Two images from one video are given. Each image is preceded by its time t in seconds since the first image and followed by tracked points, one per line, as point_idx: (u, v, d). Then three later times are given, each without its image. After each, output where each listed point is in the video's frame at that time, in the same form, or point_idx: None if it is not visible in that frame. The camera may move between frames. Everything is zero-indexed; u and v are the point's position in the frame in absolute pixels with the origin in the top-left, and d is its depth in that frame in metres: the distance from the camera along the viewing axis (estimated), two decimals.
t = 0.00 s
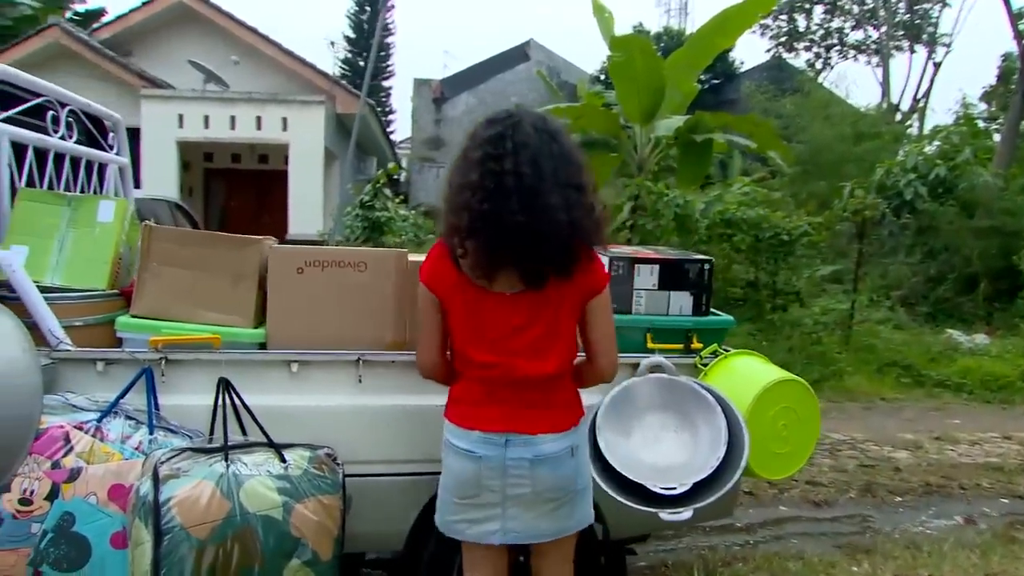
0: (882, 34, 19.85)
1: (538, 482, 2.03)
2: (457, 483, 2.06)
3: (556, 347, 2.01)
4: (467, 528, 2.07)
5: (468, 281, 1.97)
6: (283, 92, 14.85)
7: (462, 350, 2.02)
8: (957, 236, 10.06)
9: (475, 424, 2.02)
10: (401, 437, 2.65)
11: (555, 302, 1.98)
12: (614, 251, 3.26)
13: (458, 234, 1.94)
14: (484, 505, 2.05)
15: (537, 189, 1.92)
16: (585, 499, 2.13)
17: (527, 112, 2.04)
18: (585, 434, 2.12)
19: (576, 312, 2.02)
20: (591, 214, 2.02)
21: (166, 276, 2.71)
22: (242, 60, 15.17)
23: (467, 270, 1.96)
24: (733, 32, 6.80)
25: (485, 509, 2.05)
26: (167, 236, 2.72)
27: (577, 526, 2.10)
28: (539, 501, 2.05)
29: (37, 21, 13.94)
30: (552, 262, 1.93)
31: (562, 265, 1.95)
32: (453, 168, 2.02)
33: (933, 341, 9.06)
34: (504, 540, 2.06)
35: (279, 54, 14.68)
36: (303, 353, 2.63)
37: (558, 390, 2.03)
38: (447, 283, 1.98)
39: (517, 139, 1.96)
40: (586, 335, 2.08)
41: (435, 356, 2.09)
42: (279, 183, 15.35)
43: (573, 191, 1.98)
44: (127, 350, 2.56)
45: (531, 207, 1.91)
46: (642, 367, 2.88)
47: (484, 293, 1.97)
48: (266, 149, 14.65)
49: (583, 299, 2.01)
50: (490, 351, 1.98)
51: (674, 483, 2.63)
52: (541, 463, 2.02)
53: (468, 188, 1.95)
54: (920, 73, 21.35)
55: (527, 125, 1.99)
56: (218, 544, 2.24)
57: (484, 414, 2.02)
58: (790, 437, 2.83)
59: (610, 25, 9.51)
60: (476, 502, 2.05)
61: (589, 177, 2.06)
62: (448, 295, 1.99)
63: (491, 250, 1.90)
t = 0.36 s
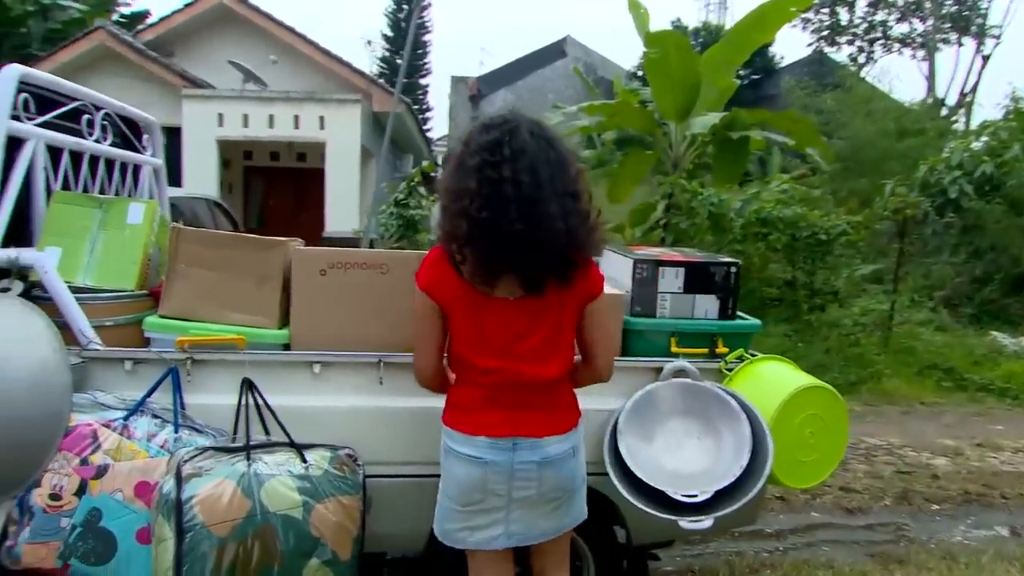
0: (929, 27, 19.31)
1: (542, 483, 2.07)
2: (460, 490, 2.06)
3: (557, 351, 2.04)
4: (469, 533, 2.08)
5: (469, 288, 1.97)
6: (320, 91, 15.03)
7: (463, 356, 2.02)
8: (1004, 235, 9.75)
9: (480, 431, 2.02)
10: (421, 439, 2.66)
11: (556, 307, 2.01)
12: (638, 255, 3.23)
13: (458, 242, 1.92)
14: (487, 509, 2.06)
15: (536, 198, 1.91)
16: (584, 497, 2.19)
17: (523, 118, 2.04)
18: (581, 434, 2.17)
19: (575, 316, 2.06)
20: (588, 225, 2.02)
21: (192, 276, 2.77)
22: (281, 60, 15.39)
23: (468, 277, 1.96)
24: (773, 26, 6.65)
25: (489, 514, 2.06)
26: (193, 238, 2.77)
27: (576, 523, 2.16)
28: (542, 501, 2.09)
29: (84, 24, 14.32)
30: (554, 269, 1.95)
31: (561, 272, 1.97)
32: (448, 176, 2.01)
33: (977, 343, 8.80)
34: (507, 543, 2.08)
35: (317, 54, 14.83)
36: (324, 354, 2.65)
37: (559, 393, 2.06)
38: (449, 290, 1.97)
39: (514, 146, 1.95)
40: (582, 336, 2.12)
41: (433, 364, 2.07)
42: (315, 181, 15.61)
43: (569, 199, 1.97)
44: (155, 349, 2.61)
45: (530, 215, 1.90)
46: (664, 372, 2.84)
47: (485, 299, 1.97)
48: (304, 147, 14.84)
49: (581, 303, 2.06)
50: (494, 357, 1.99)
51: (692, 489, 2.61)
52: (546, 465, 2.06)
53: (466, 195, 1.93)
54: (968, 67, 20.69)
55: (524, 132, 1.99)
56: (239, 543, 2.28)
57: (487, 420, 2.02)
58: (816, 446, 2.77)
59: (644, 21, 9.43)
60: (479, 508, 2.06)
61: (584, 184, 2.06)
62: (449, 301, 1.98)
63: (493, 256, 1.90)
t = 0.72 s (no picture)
0: (987, 16, 18.64)
1: (573, 479, 2.15)
2: (497, 494, 2.06)
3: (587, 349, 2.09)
4: (504, 534, 2.10)
5: (509, 290, 1.96)
6: (364, 88, 15.18)
7: (501, 359, 2.01)
8: None
9: (521, 433, 2.04)
10: (450, 437, 2.67)
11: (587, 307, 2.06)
12: (672, 254, 3.19)
13: (500, 243, 1.92)
14: (523, 509, 2.10)
15: (572, 196, 1.96)
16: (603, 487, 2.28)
17: (549, 118, 2.08)
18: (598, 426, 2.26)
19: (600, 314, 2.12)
20: (613, 222, 2.08)
21: (229, 274, 2.83)
22: (326, 57, 15.58)
23: (508, 279, 1.94)
24: (820, 17, 6.48)
25: (524, 514, 2.10)
26: (231, 236, 2.83)
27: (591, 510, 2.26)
28: (569, 495, 2.16)
29: (137, 24, 14.74)
30: (590, 271, 1.99)
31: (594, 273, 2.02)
32: (474, 178, 2.01)
33: None
34: (538, 538, 2.15)
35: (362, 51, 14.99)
36: (356, 352, 2.68)
37: (585, 389, 2.13)
38: (488, 293, 1.95)
39: (545, 144, 1.99)
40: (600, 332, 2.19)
41: (467, 370, 2.02)
42: (359, 177, 15.85)
43: (597, 197, 2.02)
44: (192, 345, 2.68)
45: (568, 213, 1.95)
46: (694, 373, 2.80)
47: (524, 301, 1.98)
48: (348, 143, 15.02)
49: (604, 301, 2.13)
50: (535, 358, 2.01)
51: (724, 493, 2.57)
52: (577, 461, 2.12)
53: (500, 194, 1.94)
54: None
55: (553, 132, 2.03)
56: (269, 537, 2.32)
57: (525, 421, 2.04)
58: (851, 451, 2.70)
59: (689, 15, 9.29)
60: (516, 509, 2.08)
61: (606, 182, 2.11)
62: (488, 305, 1.95)
63: (535, 257, 1.91)
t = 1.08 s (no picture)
0: None
1: (600, 470, 2.24)
2: (537, 491, 2.11)
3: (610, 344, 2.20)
4: (540, 528, 2.16)
5: (551, 289, 2.01)
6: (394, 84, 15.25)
7: (540, 358, 2.04)
8: None
9: (561, 429, 2.10)
10: (470, 434, 2.68)
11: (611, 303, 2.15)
12: (696, 252, 3.17)
13: (545, 243, 1.97)
14: (558, 502, 2.17)
15: (607, 195, 2.07)
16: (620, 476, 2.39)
17: (573, 120, 2.16)
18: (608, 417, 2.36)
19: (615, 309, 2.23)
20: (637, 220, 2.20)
21: (255, 271, 2.88)
22: (356, 53, 15.67)
23: (551, 279, 1.99)
24: (855, 9, 6.32)
25: (559, 509, 2.17)
26: (255, 234, 2.88)
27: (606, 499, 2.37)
28: (594, 486, 2.26)
29: (173, 22, 14.98)
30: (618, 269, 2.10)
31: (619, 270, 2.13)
32: (507, 180, 2.05)
33: None
34: (569, 530, 2.23)
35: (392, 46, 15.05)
36: (378, 349, 2.71)
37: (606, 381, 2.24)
38: (532, 293, 1.98)
39: (577, 146, 2.07)
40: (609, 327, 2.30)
41: (511, 372, 2.02)
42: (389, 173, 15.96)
43: (623, 195, 2.14)
44: (217, 341, 2.73)
45: (607, 210, 2.06)
46: (716, 373, 2.77)
47: (562, 299, 2.03)
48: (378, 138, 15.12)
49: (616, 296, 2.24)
50: (573, 355, 2.07)
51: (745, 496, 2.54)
52: (604, 452, 2.22)
53: (542, 194, 2.00)
54: None
55: (582, 134, 2.11)
56: (291, 531, 2.35)
57: (562, 417, 2.10)
58: (876, 454, 2.66)
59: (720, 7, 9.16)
60: (552, 503, 2.15)
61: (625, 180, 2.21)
62: (533, 305, 1.99)
63: (575, 256, 1.99)
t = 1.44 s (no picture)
0: None
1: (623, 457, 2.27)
2: (569, 479, 2.13)
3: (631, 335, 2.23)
4: (568, 516, 2.17)
5: (586, 283, 2.01)
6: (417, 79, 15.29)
7: (574, 350, 2.05)
8: None
9: (591, 417, 2.11)
10: (487, 430, 2.70)
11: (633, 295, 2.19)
12: (715, 248, 3.14)
13: (580, 238, 1.98)
14: (586, 489, 2.19)
15: (635, 191, 2.09)
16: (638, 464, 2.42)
17: (595, 117, 2.16)
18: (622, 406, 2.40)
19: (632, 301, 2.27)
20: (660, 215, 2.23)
21: (277, 267, 2.91)
22: (379, 48, 15.73)
23: (586, 274, 2.00)
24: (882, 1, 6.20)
25: (586, 496, 2.19)
26: (276, 231, 2.91)
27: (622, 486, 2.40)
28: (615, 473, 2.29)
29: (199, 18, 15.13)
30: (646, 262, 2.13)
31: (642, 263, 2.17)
32: (539, 177, 2.04)
33: None
34: (593, 518, 2.25)
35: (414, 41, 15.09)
36: (395, 345, 2.72)
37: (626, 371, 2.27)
38: (570, 286, 1.98)
39: (604, 144, 2.08)
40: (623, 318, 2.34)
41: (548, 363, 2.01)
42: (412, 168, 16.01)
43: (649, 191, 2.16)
44: (237, 336, 2.76)
45: (639, 205, 2.08)
46: (734, 371, 2.76)
47: (597, 292, 2.03)
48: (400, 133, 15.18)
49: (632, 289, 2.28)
50: (603, 345, 2.09)
51: (761, 495, 2.53)
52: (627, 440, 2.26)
53: (577, 191, 2.00)
54: None
55: (606, 132, 2.12)
56: (308, 524, 2.38)
57: (591, 406, 2.12)
58: (895, 454, 2.63)
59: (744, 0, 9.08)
60: (580, 491, 2.17)
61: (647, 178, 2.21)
62: (569, 298, 1.99)
63: (609, 251, 2.00)
